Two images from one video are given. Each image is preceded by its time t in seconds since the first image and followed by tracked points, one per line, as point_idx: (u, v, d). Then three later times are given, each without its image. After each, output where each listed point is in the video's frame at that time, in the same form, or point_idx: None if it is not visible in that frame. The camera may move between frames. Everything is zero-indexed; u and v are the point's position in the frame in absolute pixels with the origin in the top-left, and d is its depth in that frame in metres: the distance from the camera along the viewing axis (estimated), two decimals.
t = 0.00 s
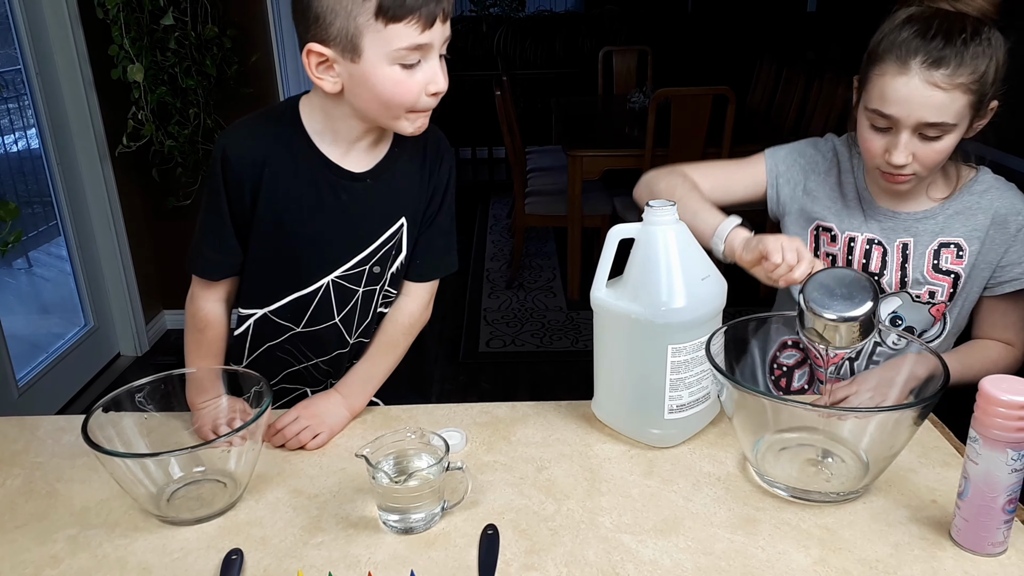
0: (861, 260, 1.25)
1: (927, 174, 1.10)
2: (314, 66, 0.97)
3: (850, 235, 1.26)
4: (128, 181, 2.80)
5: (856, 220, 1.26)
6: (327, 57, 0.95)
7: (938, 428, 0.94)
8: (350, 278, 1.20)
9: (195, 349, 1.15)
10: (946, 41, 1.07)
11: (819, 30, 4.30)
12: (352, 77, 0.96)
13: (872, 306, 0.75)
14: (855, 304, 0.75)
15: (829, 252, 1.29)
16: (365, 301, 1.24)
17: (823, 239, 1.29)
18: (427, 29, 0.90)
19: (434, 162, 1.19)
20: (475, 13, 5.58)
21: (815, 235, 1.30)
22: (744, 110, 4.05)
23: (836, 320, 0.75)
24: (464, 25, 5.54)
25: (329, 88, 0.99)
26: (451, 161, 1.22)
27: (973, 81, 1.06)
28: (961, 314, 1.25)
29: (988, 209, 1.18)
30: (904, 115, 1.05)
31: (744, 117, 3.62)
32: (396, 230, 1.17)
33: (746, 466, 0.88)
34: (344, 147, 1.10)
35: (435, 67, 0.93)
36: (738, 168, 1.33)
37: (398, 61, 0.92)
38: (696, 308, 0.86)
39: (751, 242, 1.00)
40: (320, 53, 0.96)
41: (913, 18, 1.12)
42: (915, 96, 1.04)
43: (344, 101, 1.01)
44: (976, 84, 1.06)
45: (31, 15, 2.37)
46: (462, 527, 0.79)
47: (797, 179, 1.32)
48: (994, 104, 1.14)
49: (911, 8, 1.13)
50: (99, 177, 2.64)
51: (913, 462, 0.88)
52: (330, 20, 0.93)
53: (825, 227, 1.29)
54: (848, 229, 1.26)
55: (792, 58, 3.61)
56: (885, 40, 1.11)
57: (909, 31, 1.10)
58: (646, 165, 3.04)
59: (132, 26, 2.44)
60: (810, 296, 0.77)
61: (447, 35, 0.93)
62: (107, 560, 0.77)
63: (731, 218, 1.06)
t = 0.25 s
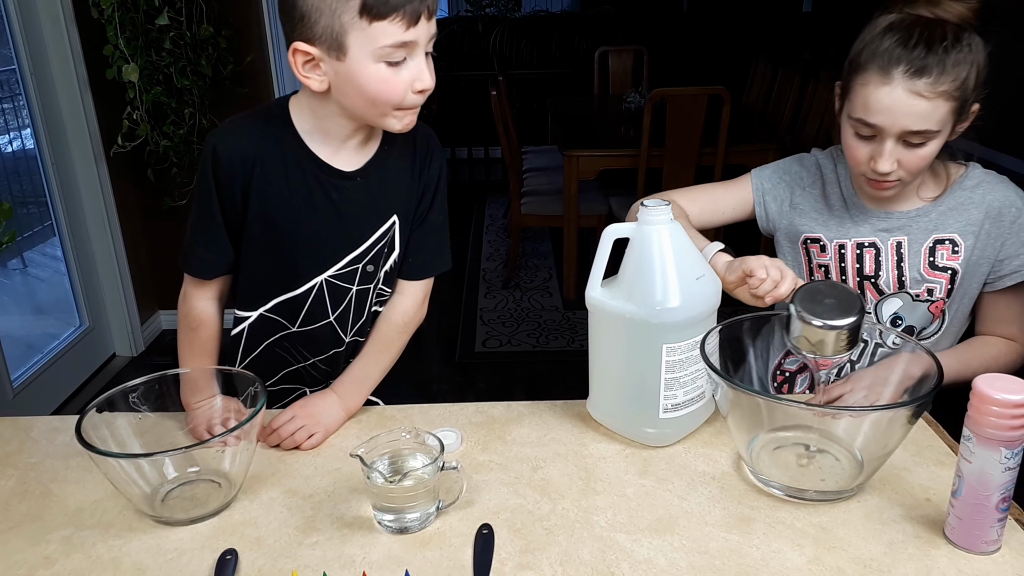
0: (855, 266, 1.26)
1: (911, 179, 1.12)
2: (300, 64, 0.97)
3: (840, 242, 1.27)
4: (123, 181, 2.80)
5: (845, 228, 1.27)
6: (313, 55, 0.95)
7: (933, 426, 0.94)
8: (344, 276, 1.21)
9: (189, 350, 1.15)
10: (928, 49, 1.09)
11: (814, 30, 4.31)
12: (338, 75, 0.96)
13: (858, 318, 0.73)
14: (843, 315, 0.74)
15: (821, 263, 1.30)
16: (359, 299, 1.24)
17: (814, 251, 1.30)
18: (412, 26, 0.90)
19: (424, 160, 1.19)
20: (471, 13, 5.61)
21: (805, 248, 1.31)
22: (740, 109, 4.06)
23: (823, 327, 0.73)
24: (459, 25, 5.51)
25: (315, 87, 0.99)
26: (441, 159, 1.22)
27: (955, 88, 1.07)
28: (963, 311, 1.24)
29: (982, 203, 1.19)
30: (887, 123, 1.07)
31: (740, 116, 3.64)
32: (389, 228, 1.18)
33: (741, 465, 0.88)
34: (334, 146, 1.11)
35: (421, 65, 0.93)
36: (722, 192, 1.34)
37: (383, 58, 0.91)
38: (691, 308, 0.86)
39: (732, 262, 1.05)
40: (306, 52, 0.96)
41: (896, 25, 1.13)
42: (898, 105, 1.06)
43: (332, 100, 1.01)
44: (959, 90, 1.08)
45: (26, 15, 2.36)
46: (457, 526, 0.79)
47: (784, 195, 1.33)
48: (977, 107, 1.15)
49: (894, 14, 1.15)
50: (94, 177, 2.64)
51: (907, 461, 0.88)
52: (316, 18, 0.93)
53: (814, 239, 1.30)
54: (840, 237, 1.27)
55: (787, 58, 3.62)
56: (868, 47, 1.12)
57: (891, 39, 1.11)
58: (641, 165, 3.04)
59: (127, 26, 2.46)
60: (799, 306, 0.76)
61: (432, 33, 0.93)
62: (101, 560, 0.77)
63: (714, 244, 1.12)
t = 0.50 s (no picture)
0: (848, 264, 1.26)
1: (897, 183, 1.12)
2: (290, 60, 0.97)
3: (832, 242, 1.27)
4: (121, 180, 2.80)
5: (836, 228, 1.27)
6: (302, 52, 0.95)
7: (931, 424, 0.94)
8: (339, 273, 1.20)
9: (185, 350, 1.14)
10: (912, 54, 1.09)
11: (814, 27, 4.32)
12: (328, 72, 0.95)
13: (849, 313, 0.73)
14: (835, 310, 0.74)
15: (814, 265, 1.30)
16: (355, 296, 1.24)
17: (807, 253, 1.30)
18: (401, 22, 0.90)
19: (418, 156, 1.19)
20: (470, 11, 5.63)
21: (798, 250, 1.31)
22: (738, 107, 4.06)
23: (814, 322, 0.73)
24: (457, 23, 5.47)
25: (306, 83, 0.99)
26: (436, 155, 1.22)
27: (939, 92, 1.08)
28: (963, 306, 1.24)
29: (976, 198, 1.19)
30: (872, 129, 1.07)
31: (738, 114, 3.64)
32: (383, 224, 1.17)
33: (738, 463, 0.88)
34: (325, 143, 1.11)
35: (411, 61, 0.93)
36: (718, 199, 1.33)
37: (372, 54, 0.91)
38: (688, 305, 0.86)
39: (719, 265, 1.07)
40: (296, 48, 0.96)
41: (879, 30, 1.13)
42: (883, 112, 1.06)
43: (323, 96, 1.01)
44: (943, 94, 1.08)
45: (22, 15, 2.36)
46: (454, 525, 0.79)
47: (778, 201, 1.33)
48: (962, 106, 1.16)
49: (877, 17, 1.15)
50: (92, 176, 2.63)
51: (905, 458, 0.88)
52: (304, 15, 0.93)
53: (806, 240, 1.30)
54: (832, 237, 1.27)
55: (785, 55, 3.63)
56: (852, 53, 1.12)
57: (875, 44, 1.11)
58: (640, 163, 3.04)
59: (125, 24, 2.45)
60: (791, 302, 0.76)
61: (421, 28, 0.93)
62: (98, 560, 0.77)
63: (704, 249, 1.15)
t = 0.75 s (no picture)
0: (845, 267, 1.26)
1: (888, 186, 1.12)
2: (275, 62, 0.97)
3: (828, 246, 1.27)
4: (121, 183, 2.80)
5: (831, 232, 1.27)
6: (286, 55, 0.95)
7: (929, 425, 0.94)
8: (335, 273, 1.20)
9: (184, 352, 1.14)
10: (900, 59, 1.09)
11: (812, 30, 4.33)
12: (312, 75, 0.96)
13: (847, 317, 0.73)
14: (834, 314, 0.74)
15: (811, 268, 1.29)
16: (350, 298, 1.24)
17: (803, 257, 1.30)
18: (384, 29, 0.90)
19: (411, 157, 1.19)
20: (469, 14, 5.66)
21: (794, 255, 1.31)
22: (737, 109, 4.07)
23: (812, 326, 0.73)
24: (456, 26, 5.48)
25: (291, 84, 0.99)
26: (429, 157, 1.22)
27: (928, 95, 1.08)
28: (963, 307, 1.23)
29: (970, 198, 1.19)
30: (861, 134, 1.07)
31: (737, 116, 3.64)
32: (377, 223, 1.18)
33: (738, 465, 0.88)
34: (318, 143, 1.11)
35: (394, 67, 0.92)
36: (715, 204, 1.34)
37: (355, 60, 0.91)
38: (687, 307, 0.86)
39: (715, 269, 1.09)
40: (281, 51, 0.96)
41: (867, 35, 1.13)
42: (872, 116, 1.06)
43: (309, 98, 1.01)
44: (931, 98, 1.08)
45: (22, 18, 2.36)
46: (454, 528, 0.79)
47: (773, 206, 1.33)
48: (953, 108, 1.16)
49: (865, 22, 1.15)
50: (91, 178, 2.63)
51: (904, 460, 0.88)
52: (289, 18, 0.93)
53: (802, 244, 1.29)
54: (827, 241, 1.27)
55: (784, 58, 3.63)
56: (840, 58, 1.13)
57: (863, 49, 1.11)
58: (639, 165, 3.04)
59: (124, 28, 2.43)
60: (788, 307, 0.76)
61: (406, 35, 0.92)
62: (97, 563, 0.77)
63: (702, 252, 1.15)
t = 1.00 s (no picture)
0: (847, 270, 1.26)
1: (889, 187, 1.12)
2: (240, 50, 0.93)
3: (830, 249, 1.27)
4: (123, 184, 2.80)
5: (832, 235, 1.27)
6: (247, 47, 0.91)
7: (931, 427, 0.94)
8: (332, 271, 1.21)
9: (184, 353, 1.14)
10: (898, 59, 1.09)
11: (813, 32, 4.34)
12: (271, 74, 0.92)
13: (852, 307, 0.73)
14: (840, 305, 0.74)
15: (813, 271, 1.29)
16: (349, 296, 1.24)
17: (805, 260, 1.30)
18: (333, 47, 0.85)
19: (406, 156, 1.19)
20: (470, 16, 5.69)
21: (795, 257, 1.31)
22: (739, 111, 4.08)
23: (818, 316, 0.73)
24: (457, 28, 5.48)
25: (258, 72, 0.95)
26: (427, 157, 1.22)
27: (927, 95, 1.08)
28: (966, 309, 1.23)
29: (972, 200, 1.20)
30: (861, 135, 1.07)
31: (739, 118, 3.65)
32: (372, 220, 1.18)
33: (739, 467, 0.88)
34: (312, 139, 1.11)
35: (345, 84, 0.88)
36: (714, 207, 1.33)
37: (303, 72, 0.87)
38: (689, 310, 0.86)
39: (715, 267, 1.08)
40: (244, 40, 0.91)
41: (865, 36, 1.13)
42: (871, 117, 1.06)
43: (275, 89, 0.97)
44: (931, 98, 1.08)
45: (24, 20, 2.37)
46: (455, 529, 0.79)
47: (774, 208, 1.33)
48: (953, 109, 1.16)
49: (863, 24, 1.15)
50: (93, 180, 2.64)
51: (905, 462, 0.88)
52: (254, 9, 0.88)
53: (803, 247, 1.29)
54: (829, 243, 1.27)
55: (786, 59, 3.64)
56: (838, 60, 1.13)
57: (862, 50, 1.11)
58: (640, 167, 3.04)
59: (126, 30, 2.45)
60: (795, 298, 0.75)
61: (362, 53, 0.87)
62: (98, 565, 0.77)
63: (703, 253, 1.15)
